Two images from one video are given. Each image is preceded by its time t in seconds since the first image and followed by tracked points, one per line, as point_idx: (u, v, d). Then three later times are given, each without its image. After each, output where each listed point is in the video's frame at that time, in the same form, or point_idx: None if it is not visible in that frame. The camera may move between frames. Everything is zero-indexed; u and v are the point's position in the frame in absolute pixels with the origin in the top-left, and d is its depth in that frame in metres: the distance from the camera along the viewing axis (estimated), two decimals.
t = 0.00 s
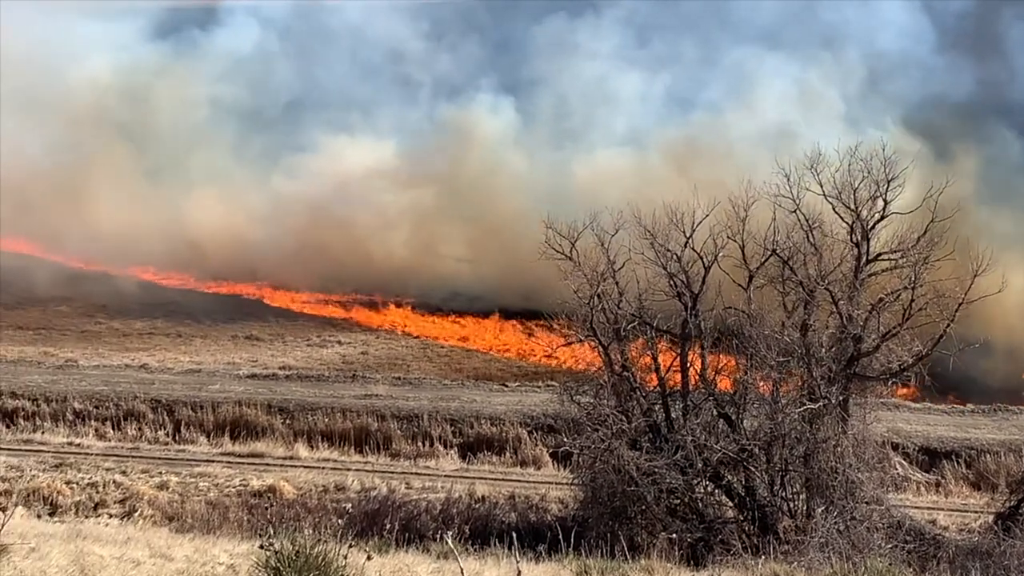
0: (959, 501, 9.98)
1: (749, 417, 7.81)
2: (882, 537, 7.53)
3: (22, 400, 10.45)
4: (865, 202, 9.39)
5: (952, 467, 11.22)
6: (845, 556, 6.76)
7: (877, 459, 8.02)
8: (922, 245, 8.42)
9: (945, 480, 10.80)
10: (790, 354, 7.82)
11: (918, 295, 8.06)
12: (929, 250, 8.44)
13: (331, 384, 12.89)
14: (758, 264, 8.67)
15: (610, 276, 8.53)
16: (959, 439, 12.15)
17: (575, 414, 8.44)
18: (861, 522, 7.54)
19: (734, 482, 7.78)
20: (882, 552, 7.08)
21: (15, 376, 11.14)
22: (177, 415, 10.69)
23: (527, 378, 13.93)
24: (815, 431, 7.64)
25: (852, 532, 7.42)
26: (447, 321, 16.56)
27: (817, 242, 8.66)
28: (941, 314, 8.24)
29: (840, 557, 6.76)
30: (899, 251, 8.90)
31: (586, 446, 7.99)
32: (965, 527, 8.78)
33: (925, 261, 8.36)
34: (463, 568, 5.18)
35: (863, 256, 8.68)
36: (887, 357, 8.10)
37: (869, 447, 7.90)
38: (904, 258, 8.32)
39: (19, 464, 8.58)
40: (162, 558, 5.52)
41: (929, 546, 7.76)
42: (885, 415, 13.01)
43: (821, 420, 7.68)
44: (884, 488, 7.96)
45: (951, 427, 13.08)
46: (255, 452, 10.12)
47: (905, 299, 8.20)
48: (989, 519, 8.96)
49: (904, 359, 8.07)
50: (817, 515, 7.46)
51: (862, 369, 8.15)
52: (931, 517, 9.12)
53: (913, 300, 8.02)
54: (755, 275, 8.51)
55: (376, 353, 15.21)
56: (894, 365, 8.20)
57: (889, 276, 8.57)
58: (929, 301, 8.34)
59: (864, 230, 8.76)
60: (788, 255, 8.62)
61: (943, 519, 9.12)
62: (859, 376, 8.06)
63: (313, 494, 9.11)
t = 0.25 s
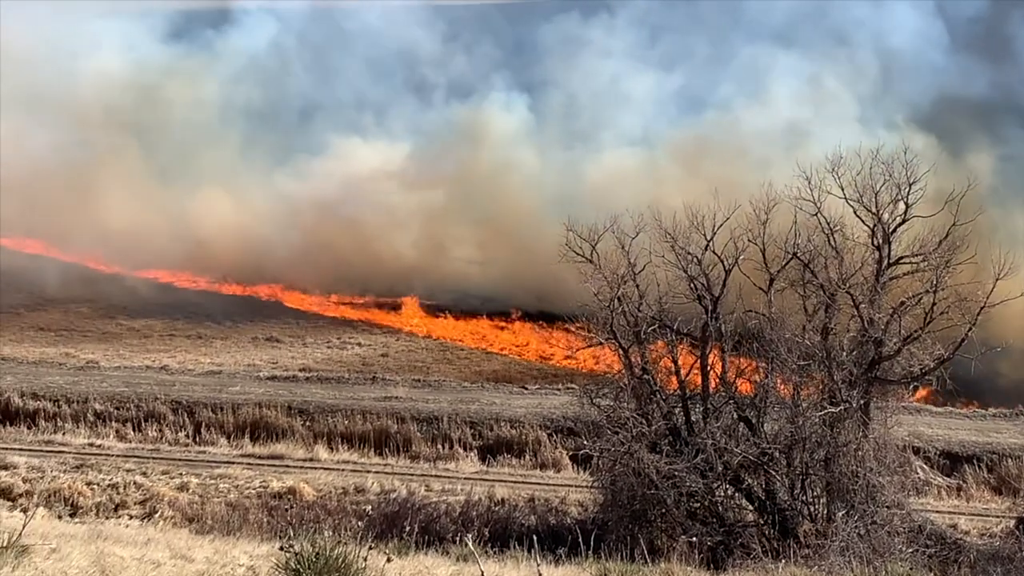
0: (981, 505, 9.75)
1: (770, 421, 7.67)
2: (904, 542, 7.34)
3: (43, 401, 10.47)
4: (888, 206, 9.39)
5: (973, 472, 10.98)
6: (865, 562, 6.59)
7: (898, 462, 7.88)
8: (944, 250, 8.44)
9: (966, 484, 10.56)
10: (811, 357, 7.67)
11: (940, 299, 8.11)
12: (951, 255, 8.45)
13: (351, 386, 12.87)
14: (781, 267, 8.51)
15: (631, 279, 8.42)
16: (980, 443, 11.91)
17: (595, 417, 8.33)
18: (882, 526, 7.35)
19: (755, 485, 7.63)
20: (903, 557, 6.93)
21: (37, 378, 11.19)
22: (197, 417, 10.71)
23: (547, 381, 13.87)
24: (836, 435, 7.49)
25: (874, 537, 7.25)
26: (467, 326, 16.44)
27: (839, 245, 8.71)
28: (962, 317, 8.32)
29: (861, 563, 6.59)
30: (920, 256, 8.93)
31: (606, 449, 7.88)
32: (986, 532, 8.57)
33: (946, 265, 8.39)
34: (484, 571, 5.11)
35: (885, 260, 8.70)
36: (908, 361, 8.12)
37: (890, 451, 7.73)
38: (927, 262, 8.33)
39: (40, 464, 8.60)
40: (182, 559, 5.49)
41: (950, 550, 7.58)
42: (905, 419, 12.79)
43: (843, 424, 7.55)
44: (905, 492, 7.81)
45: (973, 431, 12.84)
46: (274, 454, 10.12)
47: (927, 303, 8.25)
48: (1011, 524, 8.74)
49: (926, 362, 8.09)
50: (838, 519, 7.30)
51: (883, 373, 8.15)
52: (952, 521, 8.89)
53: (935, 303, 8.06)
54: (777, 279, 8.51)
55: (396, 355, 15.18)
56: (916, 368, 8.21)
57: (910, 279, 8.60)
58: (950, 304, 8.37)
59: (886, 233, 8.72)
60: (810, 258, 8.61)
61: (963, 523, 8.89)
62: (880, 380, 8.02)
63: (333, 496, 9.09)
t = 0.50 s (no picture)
0: (1007, 510, 9.48)
1: (795, 425, 7.63)
2: (931, 547, 7.11)
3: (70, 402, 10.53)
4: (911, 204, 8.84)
5: (1000, 477, 10.70)
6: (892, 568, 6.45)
7: (923, 468, 7.63)
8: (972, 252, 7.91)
9: (992, 489, 10.28)
10: (837, 361, 7.51)
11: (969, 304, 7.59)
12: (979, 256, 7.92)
13: (375, 389, 12.85)
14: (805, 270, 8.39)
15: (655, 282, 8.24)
16: (1009, 449, 11.62)
17: (619, 421, 8.22)
18: (908, 532, 7.13)
19: (780, 490, 7.58)
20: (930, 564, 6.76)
21: (63, 379, 11.26)
22: (222, 419, 10.73)
23: (570, 384, 13.76)
24: (860, 440, 7.36)
25: (898, 542, 7.04)
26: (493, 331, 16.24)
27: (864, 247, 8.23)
28: (989, 322, 7.83)
29: (888, 569, 6.48)
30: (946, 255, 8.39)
31: (630, 452, 7.75)
32: (1014, 538, 8.32)
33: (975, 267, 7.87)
34: None
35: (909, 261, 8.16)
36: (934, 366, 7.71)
37: (916, 456, 7.53)
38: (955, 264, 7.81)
39: (66, 465, 8.63)
40: (207, 561, 5.47)
41: (976, 556, 7.47)
42: (931, 424, 12.51)
43: (867, 429, 7.41)
44: (931, 497, 7.54)
45: (1001, 437, 12.53)
46: (298, 456, 10.11)
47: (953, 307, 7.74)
48: None
49: (952, 367, 7.66)
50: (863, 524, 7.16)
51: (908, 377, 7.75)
52: (978, 527, 8.63)
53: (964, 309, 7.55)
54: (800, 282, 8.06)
55: (420, 358, 15.15)
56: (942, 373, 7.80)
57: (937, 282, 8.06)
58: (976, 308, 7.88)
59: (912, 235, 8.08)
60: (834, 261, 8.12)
61: (990, 529, 8.63)
62: (906, 385, 7.65)
63: (357, 499, 9.05)
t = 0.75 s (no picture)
0: None
1: (819, 429, 7.40)
2: (954, 553, 6.95)
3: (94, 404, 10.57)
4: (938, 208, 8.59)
5: None
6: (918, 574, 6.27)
7: (948, 472, 7.47)
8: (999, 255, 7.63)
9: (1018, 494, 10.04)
10: (861, 365, 7.28)
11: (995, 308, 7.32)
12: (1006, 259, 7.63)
13: (398, 392, 12.83)
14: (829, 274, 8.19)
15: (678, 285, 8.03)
16: None
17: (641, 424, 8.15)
18: (932, 538, 6.97)
19: (803, 494, 7.38)
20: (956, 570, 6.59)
21: (88, 382, 11.33)
22: (245, 421, 10.73)
23: (593, 388, 13.68)
24: (884, 444, 7.15)
25: (921, 547, 6.88)
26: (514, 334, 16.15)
27: (888, 250, 7.97)
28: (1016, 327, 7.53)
29: None
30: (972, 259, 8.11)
31: (653, 456, 7.66)
32: None
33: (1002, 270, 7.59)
34: None
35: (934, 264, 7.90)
36: (958, 371, 7.43)
37: (939, 461, 7.36)
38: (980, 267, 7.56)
39: (91, 467, 8.67)
40: (231, 563, 5.45)
41: (1001, 562, 7.41)
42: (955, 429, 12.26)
43: (891, 434, 7.18)
44: (955, 503, 7.37)
45: None
46: (321, 458, 10.10)
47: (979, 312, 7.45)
48: None
49: (977, 372, 7.39)
50: (887, 529, 6.97)
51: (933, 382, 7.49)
52: (1002, 532, 8.41)
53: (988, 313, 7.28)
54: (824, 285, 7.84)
55: (443, 361, 15.12)
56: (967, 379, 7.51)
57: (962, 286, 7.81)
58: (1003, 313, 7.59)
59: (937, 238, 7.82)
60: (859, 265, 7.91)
61: (1015, 534, 8.41)
62: (930, 390, 7.43)
63: (380, 502, 9.01)
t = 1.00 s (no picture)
0: None
1: (848, 435, 6.96)
2: (983, 559, 6.53)
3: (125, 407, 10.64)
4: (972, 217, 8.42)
5: None
6: None
7: (979, 479, 7.20)
8: None
9: None
10: (890, 372, 7.01)
11: None
12: None
13: (426, 396, 12.79)
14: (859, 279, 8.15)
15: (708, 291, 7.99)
16: None
17: (671, 430, 8.05)
18: (961, 543, 6.53)
19: (833, 500, 6.91)
20: None
21: (119, 385, 11.42)
22: (274, 425, 10.75)
23: (621, 394, 13.49)
24: (914, 450, 6.66)
25: (951, 553, 6.37)
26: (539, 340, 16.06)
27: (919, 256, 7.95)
28: None
29: None
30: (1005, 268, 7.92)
31: (681, 461, 7.52)
32: None
33: None
34: None
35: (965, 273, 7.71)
36: (987, 376, 7.24)
37: (970, 467, 7.04)
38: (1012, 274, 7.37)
39: (121, 470, 8.72)
40: (259, 566, 5.43)
41: None
42: (989, 436, 11.96)
43: (922, 439, 6.74)
44: (986, 508, 7.13)
45: None
46: (349, 462, 10.09)
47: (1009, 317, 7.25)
48: None
49: (1007, 378, 7.18)
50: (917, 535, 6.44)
51: (963, 389, 7.31)
52: None
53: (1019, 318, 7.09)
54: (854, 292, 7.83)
55: (471, 365, 15.07)
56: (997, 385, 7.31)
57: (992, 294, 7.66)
58: None
59: (967, 246, 7.69)
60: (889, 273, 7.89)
61: None
62: (960, 396, 7.22)
63: (407, 506, 8.97)
